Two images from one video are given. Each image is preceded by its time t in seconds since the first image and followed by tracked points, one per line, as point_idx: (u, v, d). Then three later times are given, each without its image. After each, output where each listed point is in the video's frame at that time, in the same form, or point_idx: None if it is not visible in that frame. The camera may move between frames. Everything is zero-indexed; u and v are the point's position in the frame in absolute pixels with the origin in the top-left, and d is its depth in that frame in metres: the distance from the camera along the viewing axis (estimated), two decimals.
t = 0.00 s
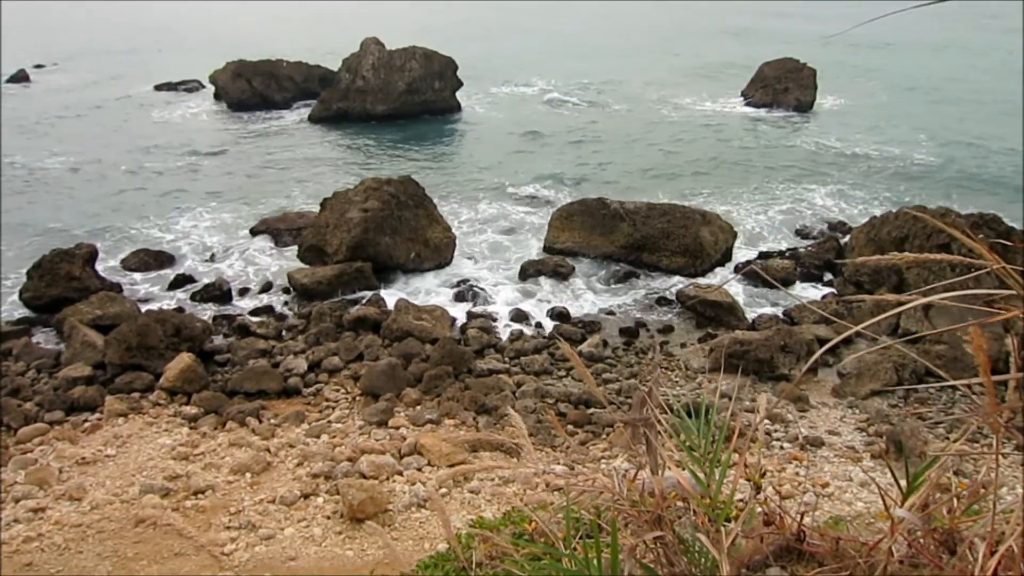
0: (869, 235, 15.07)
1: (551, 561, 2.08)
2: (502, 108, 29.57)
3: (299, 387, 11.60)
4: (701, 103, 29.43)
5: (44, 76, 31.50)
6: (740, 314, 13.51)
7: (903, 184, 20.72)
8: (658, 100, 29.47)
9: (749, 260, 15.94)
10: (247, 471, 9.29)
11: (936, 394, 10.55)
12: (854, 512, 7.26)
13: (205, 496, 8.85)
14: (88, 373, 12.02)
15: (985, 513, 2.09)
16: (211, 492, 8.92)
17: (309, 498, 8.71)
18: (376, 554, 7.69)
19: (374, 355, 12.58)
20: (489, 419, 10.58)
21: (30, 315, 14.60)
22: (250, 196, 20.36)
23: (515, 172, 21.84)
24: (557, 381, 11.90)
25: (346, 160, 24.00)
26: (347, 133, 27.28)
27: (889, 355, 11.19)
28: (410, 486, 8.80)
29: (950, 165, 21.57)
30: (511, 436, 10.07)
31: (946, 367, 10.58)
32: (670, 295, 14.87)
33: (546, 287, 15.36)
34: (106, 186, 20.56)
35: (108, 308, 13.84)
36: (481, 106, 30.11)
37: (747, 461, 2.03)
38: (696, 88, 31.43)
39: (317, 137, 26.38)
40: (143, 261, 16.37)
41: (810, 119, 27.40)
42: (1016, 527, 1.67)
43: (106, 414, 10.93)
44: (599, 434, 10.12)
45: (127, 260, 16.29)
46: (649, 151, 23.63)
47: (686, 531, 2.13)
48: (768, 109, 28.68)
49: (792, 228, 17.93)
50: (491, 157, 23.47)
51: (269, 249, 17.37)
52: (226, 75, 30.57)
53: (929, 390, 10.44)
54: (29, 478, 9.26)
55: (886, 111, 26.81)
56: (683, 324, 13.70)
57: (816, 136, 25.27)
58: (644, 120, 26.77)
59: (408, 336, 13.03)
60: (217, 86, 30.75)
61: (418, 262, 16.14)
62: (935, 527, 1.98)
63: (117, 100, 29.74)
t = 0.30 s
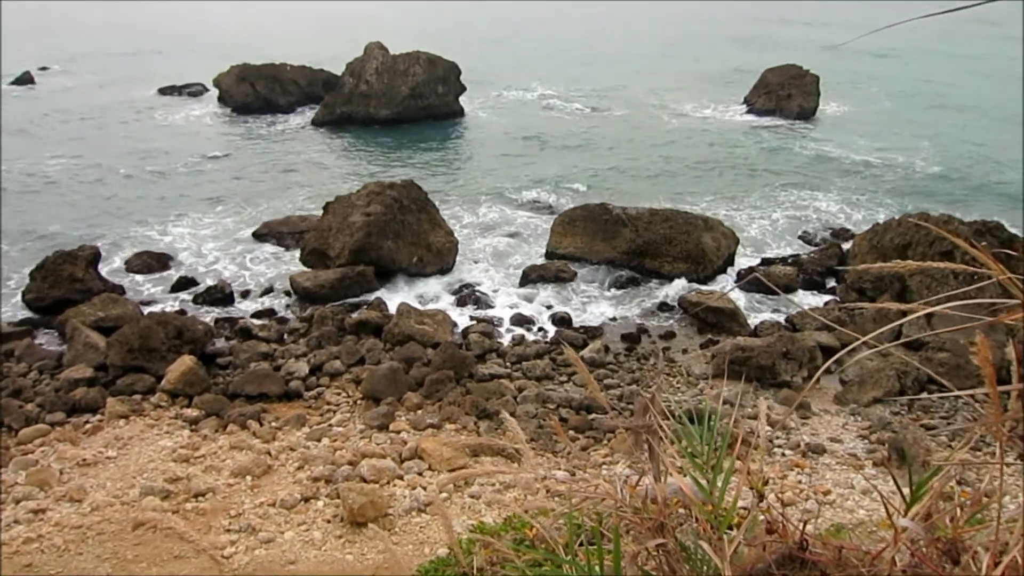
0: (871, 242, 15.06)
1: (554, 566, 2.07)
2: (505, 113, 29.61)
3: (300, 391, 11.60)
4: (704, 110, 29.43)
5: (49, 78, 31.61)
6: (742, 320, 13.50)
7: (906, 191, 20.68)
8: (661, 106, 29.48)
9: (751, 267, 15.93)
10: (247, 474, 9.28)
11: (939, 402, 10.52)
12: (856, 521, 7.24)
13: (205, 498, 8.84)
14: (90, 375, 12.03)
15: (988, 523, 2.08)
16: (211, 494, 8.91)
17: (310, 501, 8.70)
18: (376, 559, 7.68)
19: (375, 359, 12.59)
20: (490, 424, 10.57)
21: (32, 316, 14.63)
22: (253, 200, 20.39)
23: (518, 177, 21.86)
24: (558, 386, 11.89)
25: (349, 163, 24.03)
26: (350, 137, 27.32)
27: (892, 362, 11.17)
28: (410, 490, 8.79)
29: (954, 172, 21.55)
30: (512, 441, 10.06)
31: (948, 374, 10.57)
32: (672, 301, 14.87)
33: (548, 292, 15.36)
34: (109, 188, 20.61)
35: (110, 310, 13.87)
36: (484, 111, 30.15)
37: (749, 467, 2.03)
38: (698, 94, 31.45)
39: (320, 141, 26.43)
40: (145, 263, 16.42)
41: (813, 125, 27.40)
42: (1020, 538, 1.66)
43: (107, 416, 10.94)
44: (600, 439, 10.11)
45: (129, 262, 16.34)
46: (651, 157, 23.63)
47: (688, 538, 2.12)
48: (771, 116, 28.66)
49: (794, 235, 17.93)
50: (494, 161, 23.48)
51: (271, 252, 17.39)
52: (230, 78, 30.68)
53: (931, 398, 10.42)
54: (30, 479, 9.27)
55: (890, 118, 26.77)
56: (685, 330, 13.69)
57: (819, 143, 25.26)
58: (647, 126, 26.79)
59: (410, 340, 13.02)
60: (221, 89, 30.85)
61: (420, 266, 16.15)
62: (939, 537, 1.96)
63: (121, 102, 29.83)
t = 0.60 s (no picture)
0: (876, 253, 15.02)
1: None
2: (510, 121, 29.67)
3: (303, 397, 11.60)
4: (709, 119, 29.45)
5: (57, 84, 31.78)
6: (746, 330, 13.47)
7: (911, 201, 20.64)
8: (666, 116, 29.50)
9: (756, 276, 15.91)
10: (250, 480, 9.28)
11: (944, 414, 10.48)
12: (860, 532, 7.20)
13: (207, 504, 8.83)
14: (93, 380, 12.04)
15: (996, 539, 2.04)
16: (213, 501, 8.90)
17: (312, 508, 8.69)
18: (378, 566, 7.66)
19: (379, 366, 12.59)
20: (492, 432, 10.55)
21: (37, 320, 14.67)
22: (258, 206, 20.44)
23: (522, 185, 21.88)
24: (562, 395, 11.87)
25: (354, 171, 24.09)
26: (355, 144, 27.39)
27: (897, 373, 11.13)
28: (412, 498, 8.77)
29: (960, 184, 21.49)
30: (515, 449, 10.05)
31: (953, 386, 10.52)
32: (676, 310, 14.85)
33: (552, 301, 15.36)
34: (115, 194, 20.68)
35: (115, 315, 13.89)
36: (489, 119, 30.22)
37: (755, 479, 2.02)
38: (703, 104, 31.47)
39: (326, 148, 26.51)
40: (150, 268, 16.47)
41: (818, 135, 27.39)
42: None
43: (110, 421, 10.95)
44: (603, 449, 10.08)
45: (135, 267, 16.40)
46: (655, 167, 23.58)
47: (694, 551, 2.11)
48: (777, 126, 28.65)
49: (799, 244, 17.91)
50: (499, 170, 23.51)
51: (276, 259, 17.43)
52: (235, 86, 30.87)
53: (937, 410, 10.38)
54: (32, 483, 9.27)
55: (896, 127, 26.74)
56: (689, 339, 13.69)
57: (824, 152, 25.25)
58: (652, 135, 26.82)
59: (413, 347, 13.01)
60: (227, 96, 30.94)
61: (424, 274, 16.16)
62: (946, 552, 1.92)
63: (128, 108, 29.97)
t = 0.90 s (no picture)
0: (883, 262, 14.99)
1: None
2: (516, 128, 29.71)
3: (307, 403, 11.61)
4: (715, 128, 29.45)
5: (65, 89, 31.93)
6: (751, 338, 13.45)
7: (917, 211, 20.60)
8: (671, 124, 29.50)
9: (761, 285, 15.89)
10: (254, 485, 9.27)
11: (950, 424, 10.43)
12: (864, 543, 7.17)
13: (211, 509, 8.84)
14: (98, 384, 12.05)
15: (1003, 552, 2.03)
16: (217, 506, 8.90)
17: (315, 514, 8.68)
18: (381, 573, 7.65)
19: (383, 372, 12.60)
20: (497, 439, 10.55)
21: (44, 324, 14.71)
22: (264, 212, 20.49)
23: (528, 192, 21.90)
24: (566, 403, 11.86)
25: (360, 177, 24.14)
26: (361, 151, 27.46)
27: (903, 383, 11.09)
28: (416, 505, 8.76)
29: (966, 195, 21.44)
30: (519, 457, 10.04)
31: (959, 396, 10.49)
32: (681, 319, 14.84)
33: (557, 308, 15.35)
34: (122, 199, 20.74)
35: (121, 320, 13.93)
36: (495, 126, 30.29)
37: (760, 489, 2.02)
38: (709, 113, 31.48)
39: (332, 155, 26.57)
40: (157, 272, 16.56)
41: (824, 144, 27.37)
42: None
43: (115, 425, 10.97)
44: (608, 457, 10.06)
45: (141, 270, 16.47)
46: (660, 176, 23.51)
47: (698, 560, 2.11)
48: (783, 135, 28.62)
49: (804, 253, 17.89)
50: (504, 176, 23.52)
51: (281, 264, 17.47)
52: (243, 91, 30.78)
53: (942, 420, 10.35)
54: (37, 487, 9.27)
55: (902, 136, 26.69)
56: (694, 347, 13.68)
57: (830, 161, 25.22)
58: (657, 143, 26.84)
59: (418, 353, 13.01)
60: (234, 102, 30.90)
61: (429, 280, 16.20)
62: (952, 564, 1.92)
63: (135, 114, 30.09)
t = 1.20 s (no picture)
0: (891, 272, 14.94)
1: None
2: (523, 138, 29.77)
3: (314, 412, 11.61)
4: (722, 138, 29.45)
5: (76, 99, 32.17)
6: (759, 348, 13.42)
7: (925, 221, 20.51)
8: (679, 134, 29.52)
9: (768, 295, 15.85)
10: (260, 494, 9.27)
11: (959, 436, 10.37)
12: (872, 556, 7.13)
13: (216, 518, 8.83)
14: (106, 392, 12.09)
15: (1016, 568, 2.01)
16: (223, 514, 8.89)
17: (321, 523, 8.67)
18: None
19: (389, 381, 12.59)
20: (503, 449, 10.52)
21: (52, 332, 14.78)
22: (271, 220, 20.55)
23: (535, 201, 21.91)
24: (572, 413, 11.84)
25: (367, 186, 24.21)
26: (369, 160, 27.54)
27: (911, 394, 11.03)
28: (422, 515, 8.74)
29: (975, 204, 21.34)
30: (525, 467, 10.02)
31: (969, 408, 10.43)
32: (689, 328, 14.81)
33: (564, 318, 15.33)
34: (131, 208, 20.85)
35: (129, 327, 13.98)
36: (502, 135, 30.36)
37: (770, 502, 2.01)
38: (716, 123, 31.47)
39: (340, 164, 26.64)
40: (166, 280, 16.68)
41: (832, 154, 27.32)
42: None
43: (122, 433, 11.00)
44: (614, 467, 10.03)
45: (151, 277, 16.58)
46: (668, 186, 23.46)
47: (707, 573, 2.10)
48: (790, 145, 28.60)
49: (812, 263, 17.84)
50: (511, 185, 23.52)
51: (289, 273, 17.52)
52: (252, 101, 30.90)
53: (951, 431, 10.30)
54: (43, 494, 9.29)
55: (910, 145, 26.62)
56: (702, 357, 13.66)
57: (837, 171, 25.18)
58: (665, 153, 26.84)
59: (424, 362, 13.01)
60: (243, 112, 31.07)
61: (435, 289, 16.21)
62: None
63: (145, 123, 30.27)
